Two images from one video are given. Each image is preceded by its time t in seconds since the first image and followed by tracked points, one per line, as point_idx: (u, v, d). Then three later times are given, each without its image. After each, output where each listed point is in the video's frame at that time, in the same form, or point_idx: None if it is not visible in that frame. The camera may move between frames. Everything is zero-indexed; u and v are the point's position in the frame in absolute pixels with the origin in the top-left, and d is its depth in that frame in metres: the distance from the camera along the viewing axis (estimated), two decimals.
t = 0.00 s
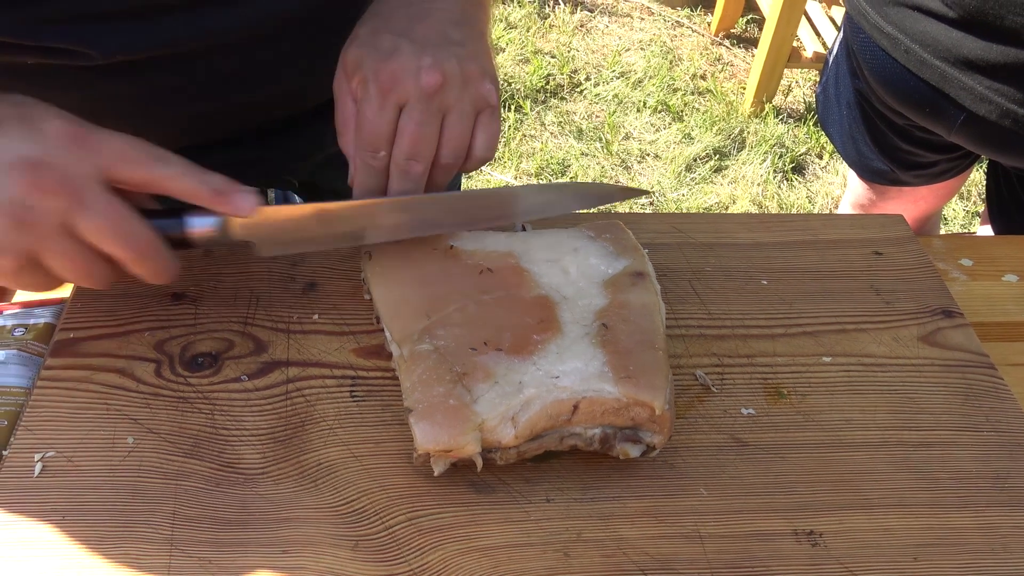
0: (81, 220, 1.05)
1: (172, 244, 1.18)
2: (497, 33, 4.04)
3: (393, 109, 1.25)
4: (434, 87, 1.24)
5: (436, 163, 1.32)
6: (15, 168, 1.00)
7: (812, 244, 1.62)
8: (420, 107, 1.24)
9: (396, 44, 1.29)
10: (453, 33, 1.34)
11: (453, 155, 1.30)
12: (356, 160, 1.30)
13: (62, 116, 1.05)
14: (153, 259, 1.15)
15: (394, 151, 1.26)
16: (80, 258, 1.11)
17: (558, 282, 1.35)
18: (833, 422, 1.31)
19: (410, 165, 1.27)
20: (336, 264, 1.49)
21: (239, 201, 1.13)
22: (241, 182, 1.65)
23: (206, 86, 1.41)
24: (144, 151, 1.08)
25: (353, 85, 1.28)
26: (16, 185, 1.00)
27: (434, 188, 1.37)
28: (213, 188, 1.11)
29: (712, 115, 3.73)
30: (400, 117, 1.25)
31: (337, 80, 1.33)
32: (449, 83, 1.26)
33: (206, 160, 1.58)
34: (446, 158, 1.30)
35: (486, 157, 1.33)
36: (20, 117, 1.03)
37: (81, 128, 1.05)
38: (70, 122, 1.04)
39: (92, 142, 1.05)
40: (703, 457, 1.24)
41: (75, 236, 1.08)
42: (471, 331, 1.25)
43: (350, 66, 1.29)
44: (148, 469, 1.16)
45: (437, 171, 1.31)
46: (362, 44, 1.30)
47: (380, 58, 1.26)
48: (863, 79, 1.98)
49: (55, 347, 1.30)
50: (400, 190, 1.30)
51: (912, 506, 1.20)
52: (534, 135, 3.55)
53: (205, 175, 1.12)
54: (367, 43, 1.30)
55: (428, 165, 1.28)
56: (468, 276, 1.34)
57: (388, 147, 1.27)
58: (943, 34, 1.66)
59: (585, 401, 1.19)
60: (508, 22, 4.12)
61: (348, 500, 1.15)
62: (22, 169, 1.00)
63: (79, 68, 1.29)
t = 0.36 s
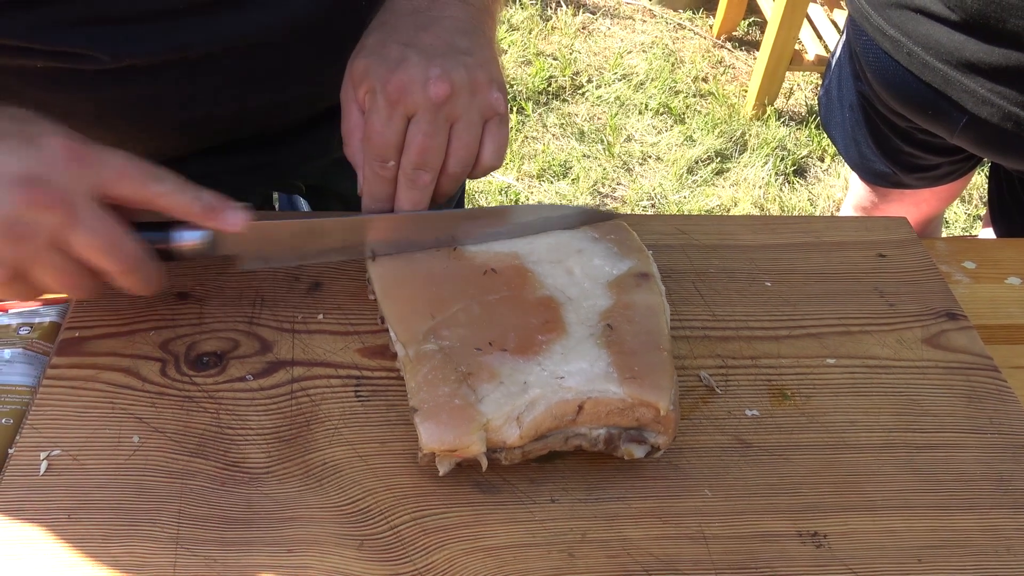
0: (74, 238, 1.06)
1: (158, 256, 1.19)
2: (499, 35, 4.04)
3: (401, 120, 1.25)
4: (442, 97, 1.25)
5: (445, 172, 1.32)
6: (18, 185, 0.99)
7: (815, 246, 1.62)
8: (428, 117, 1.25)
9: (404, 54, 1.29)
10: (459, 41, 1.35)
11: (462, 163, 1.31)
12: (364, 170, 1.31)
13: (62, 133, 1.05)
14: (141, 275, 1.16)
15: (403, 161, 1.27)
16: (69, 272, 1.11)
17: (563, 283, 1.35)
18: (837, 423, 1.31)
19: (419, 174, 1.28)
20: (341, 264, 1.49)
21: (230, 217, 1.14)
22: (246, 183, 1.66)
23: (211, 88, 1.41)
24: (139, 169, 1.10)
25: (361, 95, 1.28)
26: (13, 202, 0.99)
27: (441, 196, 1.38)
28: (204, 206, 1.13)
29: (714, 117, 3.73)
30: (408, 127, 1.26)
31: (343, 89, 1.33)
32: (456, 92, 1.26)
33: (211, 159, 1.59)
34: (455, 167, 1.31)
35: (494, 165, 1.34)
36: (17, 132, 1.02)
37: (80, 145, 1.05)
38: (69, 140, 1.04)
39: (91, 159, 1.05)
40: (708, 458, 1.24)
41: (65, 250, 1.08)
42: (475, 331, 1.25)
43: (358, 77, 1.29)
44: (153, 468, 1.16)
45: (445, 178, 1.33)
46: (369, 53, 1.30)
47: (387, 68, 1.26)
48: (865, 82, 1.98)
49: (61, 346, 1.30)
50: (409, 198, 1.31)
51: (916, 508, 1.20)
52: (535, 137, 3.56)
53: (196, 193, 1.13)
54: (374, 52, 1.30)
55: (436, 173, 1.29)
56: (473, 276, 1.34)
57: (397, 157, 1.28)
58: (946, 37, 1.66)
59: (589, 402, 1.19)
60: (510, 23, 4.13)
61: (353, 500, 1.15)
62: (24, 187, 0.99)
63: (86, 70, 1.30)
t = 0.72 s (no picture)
0: None
1: None
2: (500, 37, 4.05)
3: (410, 110, 1.23)
4: (453, 91, 1.23)
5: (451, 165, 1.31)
6: None
7: (816, 248, 1.62)
8: (437, 109, 1.23)
9: (416, 46, 1.27)
10: (473, 39, 1.33)
11: (468, 157, 1.29)
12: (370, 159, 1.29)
13: None
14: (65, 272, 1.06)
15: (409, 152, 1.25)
16: None
17: (563, 285, 1.35)
18: (838, 426, 1.31)
19: (425, 167, 1.27)
20: (342, 266, 1.49)
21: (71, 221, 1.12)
22: (248, 186, 1.66)
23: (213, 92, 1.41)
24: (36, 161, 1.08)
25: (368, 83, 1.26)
26: None
27: (445, 189, 1.37)
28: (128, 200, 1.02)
29: (714, 119, 3.74)
30: (417, 118, 1.24)
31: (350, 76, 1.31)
32: (468, 87, 1.24)
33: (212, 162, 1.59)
34: (461, 161, 1.30)
35: (500, 162, 1.33)
36: None
37: None
38: None
39: None
40: (709, 460, 1.24)
41: None
42: (477, 333, 1.26)
43: (366, 65, 1.27)
44: (154, 469, 1.16)
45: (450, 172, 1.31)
46: (379, 43, 1.29)
47: (398, 58, 1.25)
48: (865, 84, 1.98)
49: (62, 348, 1.30)
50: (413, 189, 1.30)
51: (917, 510, 1.20)
52: (536, 139, 3.56)
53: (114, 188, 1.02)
54: (385, 43, 1.28)
55: (443, 166, 1.28)
56: (474, 278, 1.35)
57: (404, 147, 1.26)
58: (946, 39, 1.66)
59: (591, 404, 1.19)
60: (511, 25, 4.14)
61: (354, 502, 1.15)
62: None
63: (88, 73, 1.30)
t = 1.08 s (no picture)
0: (71, 249, 0.99)
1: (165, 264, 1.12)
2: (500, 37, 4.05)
3: (399, 121, 1.24)
4: (441, 99, 1.24)
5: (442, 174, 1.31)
6: None
7: (816, 249, 1.62)
8: (426, 119, 1.24)
9: (405, 56, 1.27)
10: (464, 46, 1.33)
11: (460, 166, 1.30)
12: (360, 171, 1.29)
13: (43, 135, 0.97)
14: (151, 287, 1.09)
15: (399, 163, 1.26)
16: (75, 286, 1.04)
17: (564, 285, 1.35)
18: (838, 426, 1.31)
19: (416, 177, 1.27)
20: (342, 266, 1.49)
21: (235, 220, 1.07)
22: (249, 186, 1.66)
23: (213, 92, 1.41)
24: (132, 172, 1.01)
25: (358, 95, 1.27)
26: (4, 210, 0.92)
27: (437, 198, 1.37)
28: (208, 210, 1.05)
29: (714, 120, 3.74)
30: (406, 128, 1.25)
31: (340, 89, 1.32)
32: (457, 95, 1.25)
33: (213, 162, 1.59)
34: (452, 170, 1.30)
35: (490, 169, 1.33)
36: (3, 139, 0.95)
37: (77, 151, 0.98)
38: (56, 143, 0.96)
39: (86, 163, 0.98)
40: (709, 460, 1.24)
41: (60, 263, 1.01)
42: (477, 333, 1.26)
43: (356, 77, 1.28)
44: (155, 468, 1.16)
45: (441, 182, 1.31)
46: (368, 54, 1.29)
47: (386, 69, 1.25)
48: (863, 86, 1.98)
49: (63, 347, 1.30)
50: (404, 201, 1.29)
51: (917, 510, 1.21)
52: (536, 139, 3.56)
53: (201, 196, 1.05)
54: (373, 53, 1.29)
55: (433, 176, 1.28)
56: (474, 278, 1.35)
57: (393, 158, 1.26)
58: (943, 41, 1.66)
59: (591, 403, 1.19)
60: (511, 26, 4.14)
61: (355, 501, 1.15)
62: (8, 195, 0.92)
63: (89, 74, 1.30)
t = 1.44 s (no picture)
0: (155, 265, 1.09)
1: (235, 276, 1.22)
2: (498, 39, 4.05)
3: (401, 128, 1.25)
4: (443, 107, 1.24)
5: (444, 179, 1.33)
6: (97, 216, 1.03)
7: (816, 250, 1.63)
8: (428, 126, 1.25)
9: (406, 62, 1.27)
10: (466, 50, 1.34)
11: (462, 171, 1.31)
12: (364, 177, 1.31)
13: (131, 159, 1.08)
14: (223, 296, 1.20)
15: (402, 169, 1.27)
16: (153, 299, 1.14)
17: (563, 286, 1.36)
18: (837, 427, 1.31)
19: (418, 183, 1.29)
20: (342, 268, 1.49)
21: (305, 233, 1.17)
22: (248, 188, 1.66)
23: (213, 95, 1.41)
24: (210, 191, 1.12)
25: (360, 101, 1.28)
26: (95, 230, 1.03)
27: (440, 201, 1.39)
28: (280, 224, 1.15)
29: (713, 121, 3.74)
30: (408, 135, 1.26)
31: (341, 93, 1.32)
32: (459, 102, 1.26)
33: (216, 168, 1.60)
34: (454, 175, 1.31)
35: (493, 174, 1.35)
36: (93, 161, 1.06)
37: (161, 172, 1.09)
38: (143, 167, 1.07)
39: (169, 184, 1.08)
40: (708, 461, 1.25)
41: (150, 277, 1.12)
42: (476, 334, 1.26)
43: (357, 82, 1.28)
44: (154, 471, 1.16)
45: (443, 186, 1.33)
46: (369, 59, 1.29)
47: (388, 75, 1.26)
48: (860, 87, 1.99)
49: (61, 350, 1.30)
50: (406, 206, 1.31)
51: (916, 511, 1.21)
52: (535, 140, 3.57)
53: (275, 212, 1.16)
54: (374, 58, 1.29)
55: (434, 182, 1.30)
56: (473, 280, 1.35)
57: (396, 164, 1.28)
58: (940, 43, 1.66)
59: (590, 405, 1.20)
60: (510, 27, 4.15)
61: (354, 503, 1.15)
62: (103, 215, 1.03)
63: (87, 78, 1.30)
